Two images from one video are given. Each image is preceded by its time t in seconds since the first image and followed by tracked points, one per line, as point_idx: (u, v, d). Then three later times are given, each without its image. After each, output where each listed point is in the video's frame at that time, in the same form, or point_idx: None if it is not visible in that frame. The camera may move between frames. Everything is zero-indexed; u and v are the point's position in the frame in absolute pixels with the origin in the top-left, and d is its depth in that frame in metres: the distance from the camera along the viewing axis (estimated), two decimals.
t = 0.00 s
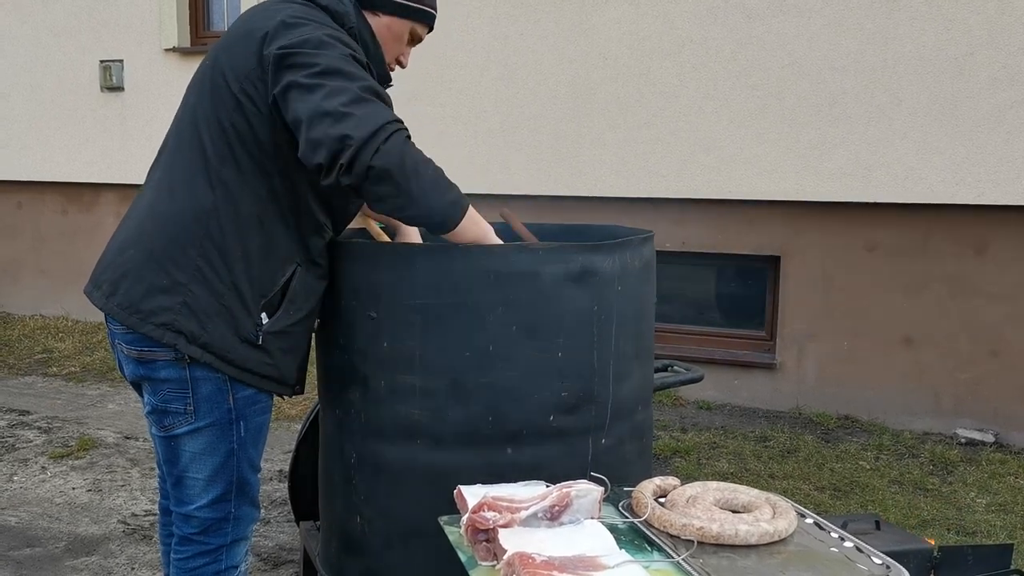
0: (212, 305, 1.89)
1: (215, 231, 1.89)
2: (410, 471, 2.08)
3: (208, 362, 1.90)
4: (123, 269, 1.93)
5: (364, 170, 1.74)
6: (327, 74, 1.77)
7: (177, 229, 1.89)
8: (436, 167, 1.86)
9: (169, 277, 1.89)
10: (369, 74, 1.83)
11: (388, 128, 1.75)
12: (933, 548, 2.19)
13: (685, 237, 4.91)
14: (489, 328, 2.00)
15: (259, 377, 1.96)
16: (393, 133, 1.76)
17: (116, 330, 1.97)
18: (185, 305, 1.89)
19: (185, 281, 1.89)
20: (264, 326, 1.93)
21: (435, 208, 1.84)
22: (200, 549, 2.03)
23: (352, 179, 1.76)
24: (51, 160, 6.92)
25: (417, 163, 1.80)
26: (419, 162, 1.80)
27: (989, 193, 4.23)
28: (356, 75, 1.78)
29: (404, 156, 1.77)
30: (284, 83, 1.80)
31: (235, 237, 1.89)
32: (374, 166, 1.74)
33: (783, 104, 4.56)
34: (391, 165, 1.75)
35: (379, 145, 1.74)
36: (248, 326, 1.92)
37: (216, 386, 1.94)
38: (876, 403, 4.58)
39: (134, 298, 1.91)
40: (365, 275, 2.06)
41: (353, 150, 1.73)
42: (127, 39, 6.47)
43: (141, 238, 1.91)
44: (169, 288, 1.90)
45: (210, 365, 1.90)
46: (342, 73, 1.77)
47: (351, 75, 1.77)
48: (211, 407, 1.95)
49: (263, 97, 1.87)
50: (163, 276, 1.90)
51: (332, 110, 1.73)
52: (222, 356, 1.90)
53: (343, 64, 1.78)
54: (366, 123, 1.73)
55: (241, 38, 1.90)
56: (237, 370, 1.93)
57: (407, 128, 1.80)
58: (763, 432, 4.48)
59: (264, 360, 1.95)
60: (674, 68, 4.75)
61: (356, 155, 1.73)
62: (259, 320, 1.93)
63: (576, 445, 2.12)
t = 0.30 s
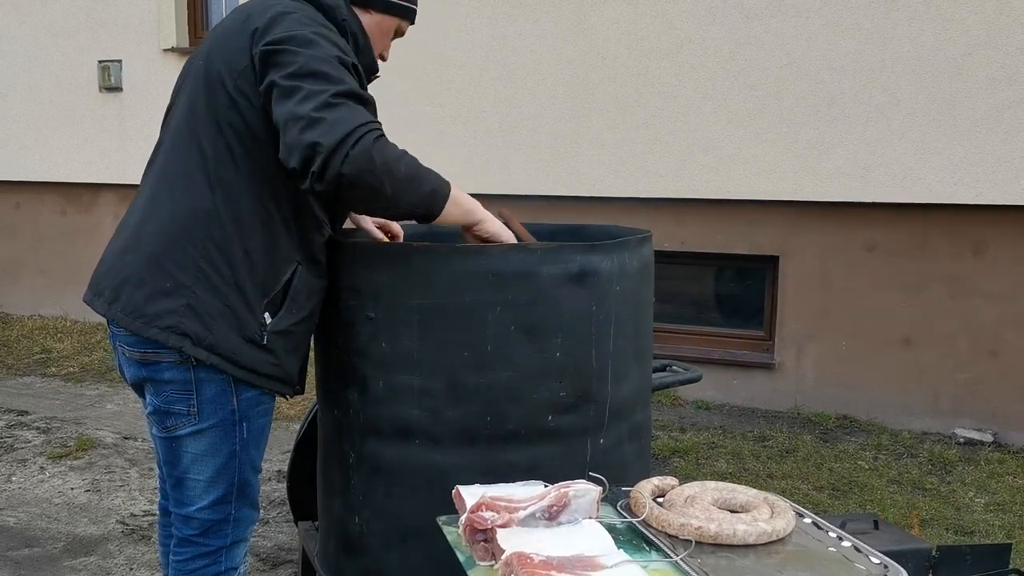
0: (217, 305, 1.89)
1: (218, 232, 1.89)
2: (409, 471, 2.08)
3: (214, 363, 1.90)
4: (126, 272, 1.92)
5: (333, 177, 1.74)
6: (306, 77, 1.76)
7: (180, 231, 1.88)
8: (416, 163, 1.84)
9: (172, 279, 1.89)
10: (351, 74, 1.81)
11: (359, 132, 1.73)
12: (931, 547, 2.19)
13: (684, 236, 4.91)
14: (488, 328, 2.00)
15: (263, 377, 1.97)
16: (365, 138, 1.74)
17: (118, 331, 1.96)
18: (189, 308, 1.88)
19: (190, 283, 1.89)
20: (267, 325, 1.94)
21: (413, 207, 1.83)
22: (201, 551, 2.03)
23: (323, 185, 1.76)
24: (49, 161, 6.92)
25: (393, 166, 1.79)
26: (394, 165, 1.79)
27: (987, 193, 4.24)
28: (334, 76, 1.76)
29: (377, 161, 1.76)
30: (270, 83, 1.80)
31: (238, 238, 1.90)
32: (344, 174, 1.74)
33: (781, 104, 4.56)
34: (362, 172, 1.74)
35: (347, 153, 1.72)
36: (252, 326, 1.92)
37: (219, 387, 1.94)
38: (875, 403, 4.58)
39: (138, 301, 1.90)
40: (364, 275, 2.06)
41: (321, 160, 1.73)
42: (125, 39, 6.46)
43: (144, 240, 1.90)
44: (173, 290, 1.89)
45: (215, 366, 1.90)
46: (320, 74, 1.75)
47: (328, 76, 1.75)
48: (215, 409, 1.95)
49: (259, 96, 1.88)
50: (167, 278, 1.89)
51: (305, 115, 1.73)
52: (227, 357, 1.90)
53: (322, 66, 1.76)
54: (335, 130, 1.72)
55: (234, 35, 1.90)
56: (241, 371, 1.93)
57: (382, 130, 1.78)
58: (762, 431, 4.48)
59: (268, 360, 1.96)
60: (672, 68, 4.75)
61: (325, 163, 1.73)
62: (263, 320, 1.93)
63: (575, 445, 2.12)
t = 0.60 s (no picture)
0: (206, 314, 1.88)
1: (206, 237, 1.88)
2: (408, 471, 2.08)
3: (204, 371, 1.90)
4: (116, 281, 1.93)
5: (390, 194, 1.86)
6: (332, 92, 1.82)
7: (168, 238, 1.88)
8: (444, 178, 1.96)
9: (160, 287, 1.89)
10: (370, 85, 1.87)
11: (405, 150, 1.85)
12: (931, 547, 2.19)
13: (683, 236, 4.91)
14: (488, 328, 2.00)
15: (253, 381, 1.96)
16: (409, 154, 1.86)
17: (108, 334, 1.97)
18: (176, 315, 1.88)
19: (178, 291, 1.89)
20: (258, 330, 1.93)
21: (448, 225, 1.94)
22: (195, 552, 2.03)
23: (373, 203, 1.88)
24: (49, 160, 6.92)
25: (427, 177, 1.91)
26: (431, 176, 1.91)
27: (986, 193, 4.24)
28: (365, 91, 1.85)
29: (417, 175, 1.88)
30: (287, 96, 1.83)
31: (227, 243, 1.88)
32: (394, 192, 1.86)
33: (781, 104, 4.56)
34: (409, 189, 1.87)
35: (399, 173, 1.85)
36: (241, 332, 1.91)
37: (209, 390, 1.94)
38: (874, 402, 4.58)
39: (127, 310, 1.90)
40: (364, 275, 2.06)
41: (376, 181, 1.84)
42: (125, 39, 6.46)
43: (133, 248, 1.91)
44: (162, 298, 1.89)
45: (204, 373, 1.90)
46: (348, 90, 1.82)
47: (356, 91, 1.83)
48: (205, 411, 1.95)
49: (246, 98, 1.87)
50: (156, 287, 1.89)
51: (349, 135, 1.82)
52: (216, 363, 1.90)
53: (347, 80, 1.83)
54: (383, 150, 1.83)
55: (221, 39, 1.89)
56: (231, 376, 1.93)
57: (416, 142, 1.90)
58: (761, 431, 4.48)
59: (258, 364, 1.95)
60: (671, 68, 4.75)
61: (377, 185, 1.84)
62: (253, 326, 1.92)
63: (575, 445, 2.11)
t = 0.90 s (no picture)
0: (214, 310, 1.89)
1: (214, 233, 1.88)
2: (409, 470, 2.08)
3: (212, 367, 1.90)
4: (121, 275, 1.92)
5: (393, 193, 1.84)
6: (341, 90, 1.81)
7: (175, 233, 1.88)
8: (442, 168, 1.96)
9: (168, 282, 1.89)
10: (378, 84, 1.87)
11: (408, 148, 1.84)
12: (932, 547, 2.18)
13: (682, 236, 4.91)
14: (488, 328, 2.00)
15: (260, 379, 1.96)
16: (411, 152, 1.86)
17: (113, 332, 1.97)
18: (185, 311, 1.89)
19: (186, 286, 1.89)
20: (265, 328, 1.93)
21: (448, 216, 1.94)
22: (198, 551, 2.03)
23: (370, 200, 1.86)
24: (48, 160, 6.91)
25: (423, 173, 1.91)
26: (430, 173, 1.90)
27: (986, 192, 4.24)
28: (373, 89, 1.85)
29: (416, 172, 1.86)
30: (295, 94, 1.81)
31: (235, 240, 1.89)
32: (393, 189, 1.84)
33: (781, 104, 4.56)
34: (409, 187, 1.85)
35: (401, 171, 1.83)
36: (249, 329, 1.91)
37: (214, 389, 1.94)
38: (874, 402, 4.58)
39: (134, 304, 1.90)
40: (364, 275, 2.06)
41: (378, 179, 1.82)
42: (125, 39, 6.46)
43: (138, 243, 1.91)
44: (168, 293, 1.89)
45: (212, 370, 1.90)
46: (357, 88, 1.82)
47: (364, 90, 1.82)
48: (209, 410, 1.95)
49: (258, 95, 1.87)
50: (162, 283, 1.89)
51: (355, 133, 1.80)
52: (224, 360, 1.90)
53: (357, 78, 1.82)
54: (386, 149, 1.82)
55: (234, 36, 1.89)
56: (239, 373, 1.92)
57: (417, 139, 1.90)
58: (761, 431, 4.48)
59: (266, 363, 1.95)
60: (671, 67, 4.75)
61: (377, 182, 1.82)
62: (261, 323, 1.92)
63: (575, 444, 2.11)
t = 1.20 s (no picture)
0: (236, 282, 1.87)
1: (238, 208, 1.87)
2: (409, 470, 2.08)
3: (239, 340, 1.88)
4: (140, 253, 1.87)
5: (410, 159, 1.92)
6: (352, 68, 1.88)
7: (197, 210, 1.86)
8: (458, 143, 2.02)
9: (190, 257, 1.85)
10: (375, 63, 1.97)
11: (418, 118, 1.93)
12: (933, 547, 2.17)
13: (682, 236, 4.91)
14: (488, 328, 1.99)
15: (270, 358, 1.97)
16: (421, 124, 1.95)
17: (115, 333, 1.95)
18: (210, 284, 1.85)
19: (212, 259, 1.85)
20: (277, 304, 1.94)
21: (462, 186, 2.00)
22: (202, 550, 2.03)
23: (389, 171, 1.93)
24: (48, 160, 6.91)
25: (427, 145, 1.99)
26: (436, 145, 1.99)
27: (986, 192, 4.24)
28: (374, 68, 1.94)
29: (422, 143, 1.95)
30: (306, 75, 1.87)
31: (257, 215, 1.89)
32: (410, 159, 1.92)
33: (781, 104, 4.56)
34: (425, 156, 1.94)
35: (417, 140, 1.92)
36: (266, 303, 1.92)
37: (224, 381, 1.93)
38: (874, 402, 4.58)
39: (157, 281, 1.86)
40: (364, 275, 2.06)
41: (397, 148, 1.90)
42: (125, 39, 6.46)
43: (156, 223, 1.87)
44: (192, 267, 1.85)
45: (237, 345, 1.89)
46: (364, 66, 1.90)
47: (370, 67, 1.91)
48: (215, 408, 1.94)
49: (271, 79, 1.88)
50: (183, 259, 1.86)
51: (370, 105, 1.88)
52: (248, 332, 1.89)
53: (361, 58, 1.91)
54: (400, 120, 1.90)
55: (236, 24, 1.90)
56: (258, 347, 1.92)
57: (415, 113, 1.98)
58: (762, 431, 4.48)
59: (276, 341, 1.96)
60: (671, 68, 4.75)
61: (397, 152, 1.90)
62: (275, 298, 1.94)
63: (575, 445, 2.11)
